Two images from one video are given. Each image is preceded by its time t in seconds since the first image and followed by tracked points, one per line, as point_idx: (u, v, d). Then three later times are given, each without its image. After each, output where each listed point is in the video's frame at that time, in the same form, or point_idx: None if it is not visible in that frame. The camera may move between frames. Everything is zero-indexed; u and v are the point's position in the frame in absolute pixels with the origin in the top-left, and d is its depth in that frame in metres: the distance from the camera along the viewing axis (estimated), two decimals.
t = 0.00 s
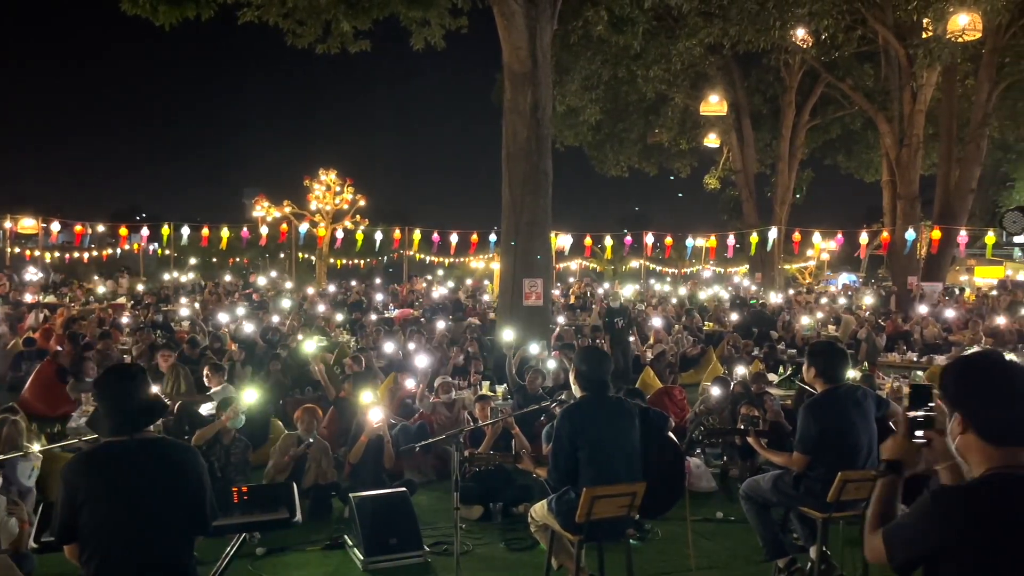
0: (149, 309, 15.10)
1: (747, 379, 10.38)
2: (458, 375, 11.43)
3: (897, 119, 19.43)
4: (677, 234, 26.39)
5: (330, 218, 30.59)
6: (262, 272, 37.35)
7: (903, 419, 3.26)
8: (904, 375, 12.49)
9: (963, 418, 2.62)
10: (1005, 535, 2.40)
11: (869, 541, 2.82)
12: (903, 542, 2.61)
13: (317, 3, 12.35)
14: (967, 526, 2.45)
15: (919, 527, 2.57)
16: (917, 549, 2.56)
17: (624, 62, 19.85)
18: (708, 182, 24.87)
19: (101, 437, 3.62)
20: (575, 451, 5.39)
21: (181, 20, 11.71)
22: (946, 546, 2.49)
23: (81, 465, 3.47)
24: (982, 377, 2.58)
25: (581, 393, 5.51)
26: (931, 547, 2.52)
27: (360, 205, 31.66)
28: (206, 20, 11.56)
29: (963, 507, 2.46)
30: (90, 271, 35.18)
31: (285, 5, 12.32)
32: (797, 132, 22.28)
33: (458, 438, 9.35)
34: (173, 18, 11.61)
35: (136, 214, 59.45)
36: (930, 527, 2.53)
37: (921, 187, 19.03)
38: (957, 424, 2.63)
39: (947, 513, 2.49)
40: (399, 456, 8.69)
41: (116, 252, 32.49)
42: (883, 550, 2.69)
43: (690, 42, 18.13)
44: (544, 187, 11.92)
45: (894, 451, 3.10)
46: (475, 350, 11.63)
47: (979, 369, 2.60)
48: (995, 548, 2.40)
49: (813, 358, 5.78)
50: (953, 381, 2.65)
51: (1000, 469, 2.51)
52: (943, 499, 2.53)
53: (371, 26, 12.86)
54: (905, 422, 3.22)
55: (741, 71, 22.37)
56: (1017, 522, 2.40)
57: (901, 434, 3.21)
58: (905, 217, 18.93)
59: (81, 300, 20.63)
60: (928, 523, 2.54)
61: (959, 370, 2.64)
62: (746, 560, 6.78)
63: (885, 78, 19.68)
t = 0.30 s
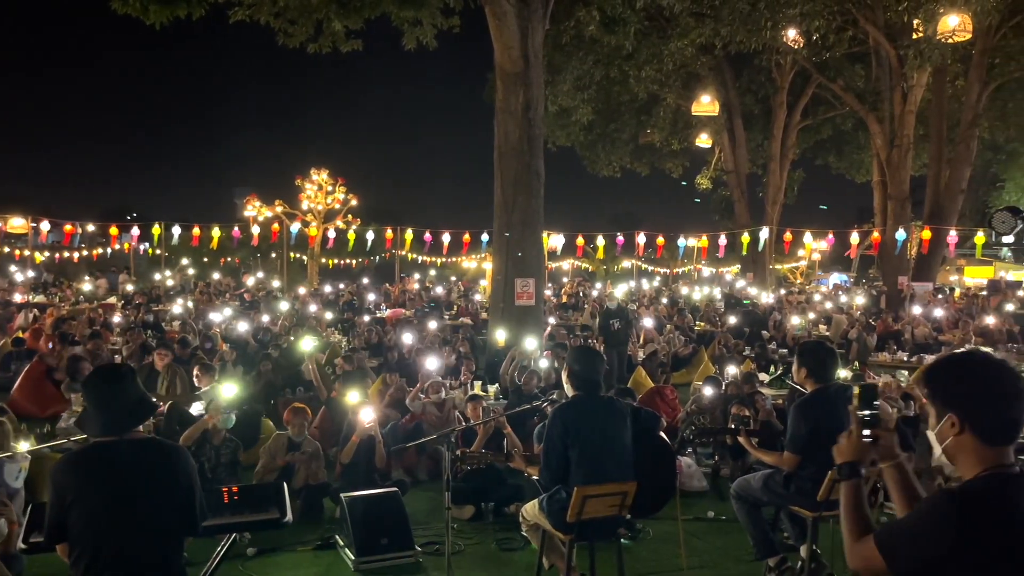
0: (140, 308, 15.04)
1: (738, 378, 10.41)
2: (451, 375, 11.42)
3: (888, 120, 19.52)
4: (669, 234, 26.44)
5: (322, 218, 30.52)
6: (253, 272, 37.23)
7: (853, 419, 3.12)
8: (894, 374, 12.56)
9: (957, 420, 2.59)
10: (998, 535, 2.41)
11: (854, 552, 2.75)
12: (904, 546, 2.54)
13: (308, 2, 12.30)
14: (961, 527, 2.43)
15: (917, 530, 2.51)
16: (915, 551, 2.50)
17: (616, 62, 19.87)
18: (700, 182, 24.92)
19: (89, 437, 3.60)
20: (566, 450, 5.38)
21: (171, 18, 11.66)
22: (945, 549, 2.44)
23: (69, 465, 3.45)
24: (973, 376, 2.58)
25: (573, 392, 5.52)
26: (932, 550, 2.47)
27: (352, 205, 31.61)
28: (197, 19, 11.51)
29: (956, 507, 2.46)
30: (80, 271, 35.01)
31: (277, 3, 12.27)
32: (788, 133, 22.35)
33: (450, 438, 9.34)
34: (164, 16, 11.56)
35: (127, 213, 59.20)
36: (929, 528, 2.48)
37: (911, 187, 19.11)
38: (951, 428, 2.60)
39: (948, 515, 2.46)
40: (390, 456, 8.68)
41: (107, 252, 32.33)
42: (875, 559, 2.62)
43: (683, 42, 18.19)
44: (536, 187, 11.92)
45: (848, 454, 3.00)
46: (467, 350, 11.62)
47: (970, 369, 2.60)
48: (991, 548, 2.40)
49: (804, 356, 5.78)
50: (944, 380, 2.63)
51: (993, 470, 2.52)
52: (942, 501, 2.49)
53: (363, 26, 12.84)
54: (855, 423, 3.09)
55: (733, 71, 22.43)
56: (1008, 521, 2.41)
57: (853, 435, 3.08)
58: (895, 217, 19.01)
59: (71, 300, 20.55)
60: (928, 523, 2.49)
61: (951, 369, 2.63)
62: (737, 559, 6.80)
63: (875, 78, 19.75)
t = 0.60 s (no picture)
0: (132, 308, 14.99)
1: (730, 378, 10.43)
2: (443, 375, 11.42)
3: (879, 120, 19.59)
4: (661, 234, 26.48)
5: (314, 218, 30.47)
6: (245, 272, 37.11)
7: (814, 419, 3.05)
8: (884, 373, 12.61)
9: (954, 421, 2.60)
10: (1002, 538, 2.39)
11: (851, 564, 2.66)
12: (914, 552, 2.49)
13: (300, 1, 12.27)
14: (964, 532, 2.41)
15: (922, 539, 2.48)
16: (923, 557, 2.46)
17: (608, 62, 19.89)
18: (692, 182, 24.98)
19: (78, 437, 3.58)
20: (558, 450, 5.39)
21: (162, 17, 11.61)
22: (953, 557, 2.41)
23: (61, 466, 3.44)
24: (964, 377, 2.60)
25: (564, 392, 5.52)
26: (940, 556, 2.43)
27: (344, 205, 31.54)
28: (188, 18, 11.47)
29: (957, 513, 2.44)
30: (71, 271, 34.86)
31: (268, 2, 12.24)
32: (780, 133, 22.42)
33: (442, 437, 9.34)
34: (154, 15, 11.51)
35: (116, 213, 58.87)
36: (936, 535, 2.45)
37: (901, 188, 19.19)
38: (949, 428, 2.60)
39: (953, 521, 2.44)
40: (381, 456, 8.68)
41: (97, 252, 32.19)
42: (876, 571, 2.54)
43: (675, 42, 18.23)
44: (528, 186, 11.92)
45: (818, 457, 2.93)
46: (459, 350, 11.62)
47: (962, 369, 2.62)
48: (994, 551, 2.38)
49: (791, 355, 5.79)
50: (940, 380, 2.64)
51: (990, 471, 2.52)
52: (946, 507, 2.47)
53: (354, 25, 12.83)
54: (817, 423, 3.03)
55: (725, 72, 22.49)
56: (1007, 521, 2.41)
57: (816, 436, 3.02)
58: (886, 217, 19.09)
59: (61, 300, 20.49)
60: (936, 530, 2.45)
61: (944, 370, 2.64)
62: (728, 557, 6.81)
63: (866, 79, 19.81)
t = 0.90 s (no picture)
0: (121, 307, 14.94)
1: (722, 377, 10.46)
2: (435, 374, 11.41)
3: (870, 120, 19.65)
4: (653, 234, 26.51)
5: (306, 217, 30.41)
6: (236, 271, 36.99)
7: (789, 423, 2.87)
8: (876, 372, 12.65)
9: (954, 422, 2.60)
10: (998, 535, 2.41)
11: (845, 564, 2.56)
12: (909, 551, 2.49)
13: None
14: (962, 531, 2.42)
15: (921, 537, 2.48)
16: (919, 556, 2.46)
17: (601, 62, 19.92)
18: (684, 182, 25.02)
19: (68, 435, 3.56)
20: (549, 449, 5.39)
21: (153, 16, 11.57)
22: (949, 555, 2.41)
23: (49, 465, 3.42)
24: (960, 379, 2.62)
25: (554, 392, 5.53)
26: (937, 554, 2.43)
27: (336, 204, 31.47)
28: (179, 16, 11.43)
29: (955, 515, 2.45)
30: (61, 270, 34.70)
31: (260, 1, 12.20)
32: (772, 133, 22.47)
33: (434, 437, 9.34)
34: (145, 14, 11.47)
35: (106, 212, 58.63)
36: (936, 533, 2.46)
37: (892, 187, 19.26)
38: (948, 429, 2.60)
39: (952, 520, 2.45)
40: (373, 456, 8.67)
41: (88, 252, 32.04)
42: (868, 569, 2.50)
43: (667, 42, 18.25)
44: (520, 186, 11.91)
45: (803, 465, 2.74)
46: (451, 349, 11.62)
47: (959, 371, 2.64)
48: (989, 549, 2.39)
49: (781, 355, 5.84)
50: (937, 379, 2.65)
51: (981, 472, 2.54)
52: (945, 507, 2.49)
53: (346, 24, 12.81)
54: (793, 428, 2.84)
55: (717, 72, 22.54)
56: (1002, 520, 2.43)
57: (791, 442, 2.82)
58: (877, 217, 19.16)
59: (52, 300, 20.41)
60: (936, 529, 2.46)
61: (945, 372, 2.65)
62: (719, 557, 6.82)
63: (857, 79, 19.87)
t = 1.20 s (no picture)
0: (113, 307, 14.92)
1: (714, 376, 10.49)
2: (428, 374, 11.42)
3: (861, 120, 19.71)
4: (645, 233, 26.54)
5: (298, 216, 30.37)
6: (228, 270, 36.88)
7: (779, 427, 2.82)
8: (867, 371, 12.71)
9: (950, 423, 2.59)
10: (988, 536, 2.43)
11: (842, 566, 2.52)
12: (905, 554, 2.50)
13: None
14: (954, 534, 2.44)
15: (915, 542, 2.50)
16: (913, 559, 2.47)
17: (593, 61, 19.95)
18: (677, 181, 25.07)
19: (65, 435, 3.55)
20: (540, 449, 5.38)
21: (144, 15, 11.53)
22: (941, 557, 2.44)
23: (40, 467, 3.41)
24: (952, 379, 2.61)
25: (544, 392, 5.53)
26: (930, 558, 2.45)
27: (329, 203, 31.43)
28: (170, 15, 11.40)
29: (947, 517, 2.47)
30: (51, 269, 34.52)
31: None
32: (764, 132, 22.52)
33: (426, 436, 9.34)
34: (137, 13, 11.43)
35: (97, 211, 58.51)
36: (931, 535, 2.48)
37: (884, 187, 19.33)
38: (944, 430, 2.59)
39: (945, 522, 2.47)
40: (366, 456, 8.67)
41: (78, 251, 31.89)
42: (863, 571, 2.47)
43: (659, 41, 18.29)
44: (513, 185, 11.92)
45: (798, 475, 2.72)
46: (444, 348, 11.62)
47: (951, 372, 2.62)
48: (979, 552, 2.41)
49: (770, 355, 5.85)
50: (933, 381, 2.62)
51: (969, 472, 2.56)
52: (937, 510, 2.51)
53: (339, 23, 12.81)
54: (783, 435, 2.80)
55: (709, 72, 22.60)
56: (992, 521, 2.44)
57: (781, 449, 2.79)
58: (868, 216, 19.23)
59: (43, 300, 20.32)
60: (931, 533, 2.48)
61: (940, 372, 2.63)
62: (711, 555, 6.84)
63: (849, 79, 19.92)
